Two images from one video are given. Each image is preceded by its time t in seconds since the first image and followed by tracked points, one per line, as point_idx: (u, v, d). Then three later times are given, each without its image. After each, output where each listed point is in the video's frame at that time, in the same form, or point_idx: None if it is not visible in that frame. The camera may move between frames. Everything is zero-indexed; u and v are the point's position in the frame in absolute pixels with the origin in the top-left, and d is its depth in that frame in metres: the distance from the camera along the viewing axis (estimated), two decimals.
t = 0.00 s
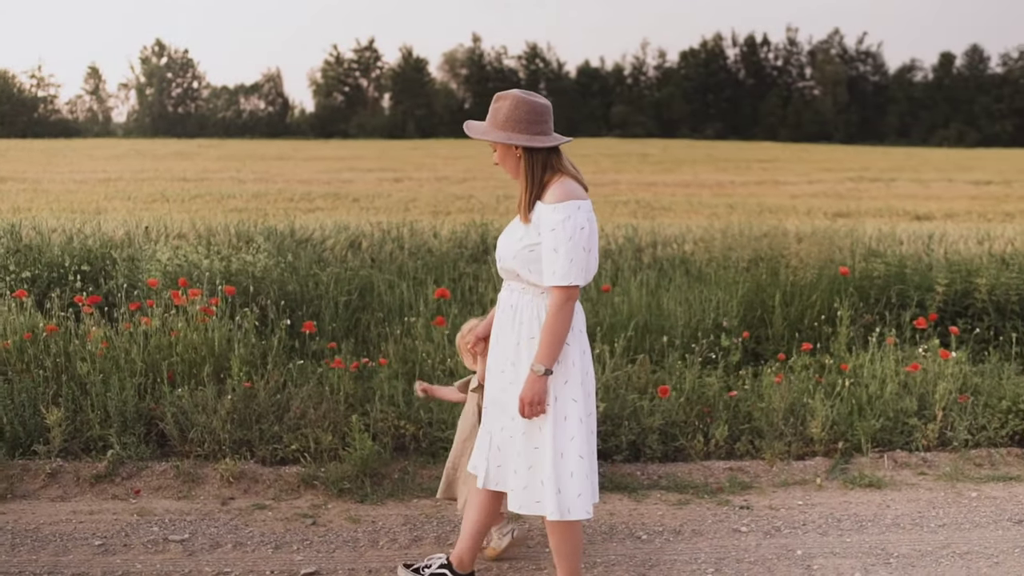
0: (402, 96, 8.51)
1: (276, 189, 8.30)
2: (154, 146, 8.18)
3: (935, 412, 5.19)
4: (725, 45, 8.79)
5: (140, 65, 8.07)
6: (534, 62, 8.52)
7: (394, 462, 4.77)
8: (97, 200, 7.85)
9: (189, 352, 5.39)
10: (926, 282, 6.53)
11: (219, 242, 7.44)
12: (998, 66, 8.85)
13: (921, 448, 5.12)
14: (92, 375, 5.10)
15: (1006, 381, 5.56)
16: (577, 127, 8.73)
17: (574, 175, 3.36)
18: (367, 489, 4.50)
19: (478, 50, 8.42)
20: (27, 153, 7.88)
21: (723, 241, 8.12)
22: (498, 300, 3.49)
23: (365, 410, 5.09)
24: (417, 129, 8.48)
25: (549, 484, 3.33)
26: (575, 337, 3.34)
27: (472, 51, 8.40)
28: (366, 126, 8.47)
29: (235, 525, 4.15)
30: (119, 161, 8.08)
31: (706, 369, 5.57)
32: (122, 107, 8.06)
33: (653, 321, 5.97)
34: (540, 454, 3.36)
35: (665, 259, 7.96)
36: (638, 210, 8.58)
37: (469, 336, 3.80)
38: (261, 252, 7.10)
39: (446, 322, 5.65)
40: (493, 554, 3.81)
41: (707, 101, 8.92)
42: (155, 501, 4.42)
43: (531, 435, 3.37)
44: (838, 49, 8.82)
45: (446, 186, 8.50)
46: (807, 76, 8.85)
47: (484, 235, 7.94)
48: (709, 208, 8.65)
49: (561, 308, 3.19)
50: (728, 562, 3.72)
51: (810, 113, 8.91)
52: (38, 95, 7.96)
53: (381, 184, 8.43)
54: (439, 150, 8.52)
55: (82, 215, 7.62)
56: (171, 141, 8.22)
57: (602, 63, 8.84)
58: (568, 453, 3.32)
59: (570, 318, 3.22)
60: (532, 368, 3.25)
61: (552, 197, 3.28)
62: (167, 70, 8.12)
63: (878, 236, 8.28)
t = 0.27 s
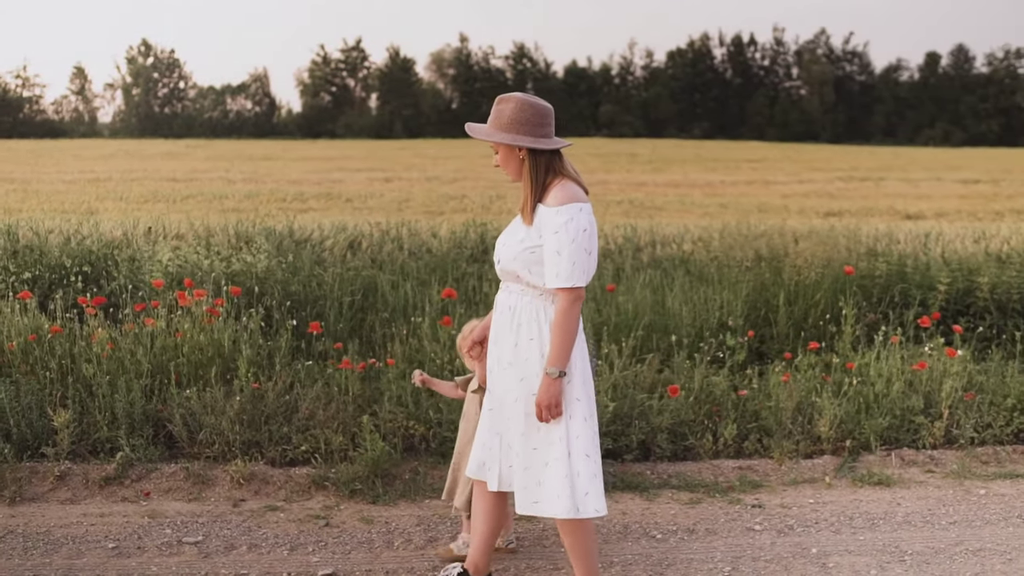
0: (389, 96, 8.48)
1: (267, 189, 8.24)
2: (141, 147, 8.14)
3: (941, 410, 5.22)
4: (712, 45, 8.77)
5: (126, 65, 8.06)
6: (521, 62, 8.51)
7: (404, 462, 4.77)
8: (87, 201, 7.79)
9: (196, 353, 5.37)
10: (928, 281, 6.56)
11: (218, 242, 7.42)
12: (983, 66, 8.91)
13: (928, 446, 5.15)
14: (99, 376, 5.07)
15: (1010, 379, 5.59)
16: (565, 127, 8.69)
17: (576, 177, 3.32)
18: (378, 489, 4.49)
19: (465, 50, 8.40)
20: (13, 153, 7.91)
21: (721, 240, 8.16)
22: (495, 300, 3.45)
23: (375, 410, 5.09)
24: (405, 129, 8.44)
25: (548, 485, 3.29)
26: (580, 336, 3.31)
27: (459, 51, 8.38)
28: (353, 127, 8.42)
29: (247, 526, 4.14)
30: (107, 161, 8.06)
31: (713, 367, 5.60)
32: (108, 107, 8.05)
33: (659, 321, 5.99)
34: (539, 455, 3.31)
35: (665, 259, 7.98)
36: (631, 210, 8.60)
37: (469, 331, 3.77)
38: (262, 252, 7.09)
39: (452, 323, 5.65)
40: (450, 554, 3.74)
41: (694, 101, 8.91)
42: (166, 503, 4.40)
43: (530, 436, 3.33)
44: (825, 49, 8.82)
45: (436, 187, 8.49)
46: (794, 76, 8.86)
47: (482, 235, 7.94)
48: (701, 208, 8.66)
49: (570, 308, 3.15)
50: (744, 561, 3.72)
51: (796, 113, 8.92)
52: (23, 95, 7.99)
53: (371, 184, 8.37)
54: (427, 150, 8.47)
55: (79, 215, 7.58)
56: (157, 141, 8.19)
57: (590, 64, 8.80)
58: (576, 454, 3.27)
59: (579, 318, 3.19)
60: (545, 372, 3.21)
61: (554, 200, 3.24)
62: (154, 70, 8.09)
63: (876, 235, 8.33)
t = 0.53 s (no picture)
0: (376, 96, 8.47)
1: (258, 189, 8.17)
2: (128, 147, 8.11)
3: (946, 408, 5.23)
4: (698, 44, 8.82)
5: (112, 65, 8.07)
6: (508, 62, 8.52)
7: (413, 464, 4.76)
8: (75, 202, 7.72)
9: (201, 354, 5.35)
10: (929, 280, 6.59)
11: (215, 243, 7.39)
12: (967, 66, 8.94)
13: (934, 444, 5.16)
14: (103, 378, 5.05)
15: (1014, 377, 5.60)
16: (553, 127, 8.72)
17: (573, 178, 3.32)
18: (388, 491, 4.48)
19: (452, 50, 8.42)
20: None
21: (719, 240, 8.19)
22: (489, 299, 3.45)
23: (384, 409, 5.08)
24: (392, 130, 8.43)
25: (535, 486, 3.29)
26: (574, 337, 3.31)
27: (446, 51, 8.39)
28: (339, 127, 8.38)
29: (258, 529, 4.11)
30: (95, 161, 8.02)
31: (718, 367, 5.61)
32: (93, 107, 8.03)
33: (664, 320, 6.01)
34: (526, 456, 3.31)
35: (664, 258, 7.99)
36: (624, 210, 8.58)
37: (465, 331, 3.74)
38: (263, 253, 7.09)
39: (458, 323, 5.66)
40: (430, 553, 3.77)
41: (681, 100, 8.92)
42: (174, 506, 4.37)
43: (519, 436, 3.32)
44: (811, 49, 8.85)
45: (428, 187, 8.40)
46: (780, 76, 8.91)
47: (481, 235, 7.95)
48: (693, 207, 8.67)
49: (565, 309, 3.14)
50: (759, 561, 3.72)
51: (783, 112, 8.97)
52: (8, 95, 7.97)
53: (361, 184, 8.31)
54: (415, 150, 8.41)
55: (74, 216, 7.55)
56: (143, 142, 8.13)
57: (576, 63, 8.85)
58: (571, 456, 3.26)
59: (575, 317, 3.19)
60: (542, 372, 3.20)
61: (549, 200, 3.23)
62: (139, 70, 8.10)
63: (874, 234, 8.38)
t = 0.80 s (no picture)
0: (361, 96, 8.44)
1: (248, 189, 8.18)
2: (113, 146, 8.05)
3: (950, 406, 5.25)
4: (684, 44, 8.82)
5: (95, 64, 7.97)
6: (494, 61, 8.48)
7: (421, 463, 4.75)
8: (65, 202, 7.70)
9: (203, 354, 5.32)
10: (927, 279, 6.63)
11: (211, 243, 7.35)
12: (951, 66, 8.97)
13: (938, 441, 5.19)
14: (107, 379, 5.02)
15: (1015, 375, 5.63)
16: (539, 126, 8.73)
17: (566, 176, 3.35)
18: (397, 491, 4.48)
19: (438, 49, 8.42)
20: None
21: (715, 239, 8.19)
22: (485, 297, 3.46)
23: (391, 408, 5.08)
24: (379, 129, 8.46)
25: (519, 483, 3.29)
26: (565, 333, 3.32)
27: (432, 50, 8.38)
28: (325, 126, 8.37)
29: (268, 530, 4.09)
30: (80, 160, 7.95)
31: (722, 364, 5.63)
32: (76, 106, 7.94)
33: (669, 319, 6.05)
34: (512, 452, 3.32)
35: (661, 257, 8.00)
36: (614, 208, 8.67)
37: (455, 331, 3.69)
38: (260, 251, 7.06)
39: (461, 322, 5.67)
40: (442, 555, 3.76)
41: (666, 100, 8.94)
42: (182, 507, 4.34)
43: (507, 433, 3.33)
44: (796, 48, 8.87)
45: (417, 187, 8.41)
46: (765, 75, 8.91)
47: (477, 233, 7.94)
48: (685, 207, 8.69)
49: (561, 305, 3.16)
50: (772, 559, 3.73)
51: (769, 112, 8.98)
52: None
53: (350, 183, 8.32)
54: (402, 149, 8.42)
55: (67, 216, 7.50)
56: (127, 141, 8.08)
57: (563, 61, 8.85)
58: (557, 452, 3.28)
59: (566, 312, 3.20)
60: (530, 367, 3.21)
61: (545, 196, 3.25)
62: (123, 69, 8.00)
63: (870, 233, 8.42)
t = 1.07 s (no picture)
0: (348, 95, 8.46)
1: (238, 189, 8.14)
2: (100, 146, 8.00)
3: (952, 404, 5.27)
4: (670, 43, 8.83)
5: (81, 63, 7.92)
6: (481, 60, 8.51)
7: (427, 462, 4.74)
8: (54, 201, 7.62)
9: (206, 355, 5.30)
10: (926, 278, 6.66)
11: (207, 243, 7.32)
12: (936, 66, 9.03)
13: (940, 439, 5.21)
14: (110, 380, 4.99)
15: (1015, 373, 5.66)
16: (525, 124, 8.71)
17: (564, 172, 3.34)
18: (404, 490, 4.46)
19: (425, 48, 8.43)
20: None
21: (712, 238, 8.20)
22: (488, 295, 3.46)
23: (396, 408, 5.06)
24: (366, 129, 8.47)
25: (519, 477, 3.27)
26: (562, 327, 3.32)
27: (418, 49, 8.41)
28: (311, 126, 8.37)
29: (276, 531, 4.07)
30: (67, 160, 7.89)
31: (725, 362, 5.65)
32: (61, 105, 7.90)
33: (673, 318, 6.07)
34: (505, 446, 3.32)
35: (659, 256, 8.01)
36: (606, 207, 8.69)
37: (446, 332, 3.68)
38: (257, 250, 7.03)
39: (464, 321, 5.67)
40: (452, 555, 3.75)
41: (653, 99, 8.93)
42: (187, 508, 4.31)
43: (504, 429, 3.33)
44: (782, 48, 8.84)
45: (408, 186, 8.41)
46: (751, 74, 8.89)
47: (474, 232, 7.94)
48: (676, 206, 8.70)
49: (558, 300, 3.16)
50: (783, 557, 3.73)
51: (755, 111, 8.98)
52: None
53: (340, 182, 8.33)
54: (389, 149, 8.46)
55: (59, 215, 7.44)
56: (113, 140, 8.04)
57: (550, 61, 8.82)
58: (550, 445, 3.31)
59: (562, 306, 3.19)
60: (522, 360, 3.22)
61: (545, 192, 3.25)
62: (109, 69, 7.96)
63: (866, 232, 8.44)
